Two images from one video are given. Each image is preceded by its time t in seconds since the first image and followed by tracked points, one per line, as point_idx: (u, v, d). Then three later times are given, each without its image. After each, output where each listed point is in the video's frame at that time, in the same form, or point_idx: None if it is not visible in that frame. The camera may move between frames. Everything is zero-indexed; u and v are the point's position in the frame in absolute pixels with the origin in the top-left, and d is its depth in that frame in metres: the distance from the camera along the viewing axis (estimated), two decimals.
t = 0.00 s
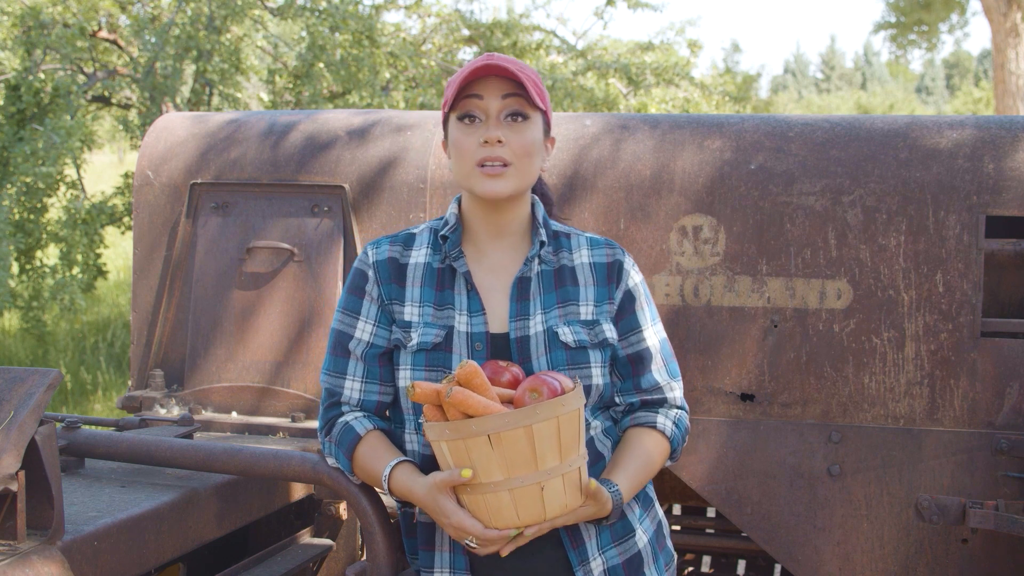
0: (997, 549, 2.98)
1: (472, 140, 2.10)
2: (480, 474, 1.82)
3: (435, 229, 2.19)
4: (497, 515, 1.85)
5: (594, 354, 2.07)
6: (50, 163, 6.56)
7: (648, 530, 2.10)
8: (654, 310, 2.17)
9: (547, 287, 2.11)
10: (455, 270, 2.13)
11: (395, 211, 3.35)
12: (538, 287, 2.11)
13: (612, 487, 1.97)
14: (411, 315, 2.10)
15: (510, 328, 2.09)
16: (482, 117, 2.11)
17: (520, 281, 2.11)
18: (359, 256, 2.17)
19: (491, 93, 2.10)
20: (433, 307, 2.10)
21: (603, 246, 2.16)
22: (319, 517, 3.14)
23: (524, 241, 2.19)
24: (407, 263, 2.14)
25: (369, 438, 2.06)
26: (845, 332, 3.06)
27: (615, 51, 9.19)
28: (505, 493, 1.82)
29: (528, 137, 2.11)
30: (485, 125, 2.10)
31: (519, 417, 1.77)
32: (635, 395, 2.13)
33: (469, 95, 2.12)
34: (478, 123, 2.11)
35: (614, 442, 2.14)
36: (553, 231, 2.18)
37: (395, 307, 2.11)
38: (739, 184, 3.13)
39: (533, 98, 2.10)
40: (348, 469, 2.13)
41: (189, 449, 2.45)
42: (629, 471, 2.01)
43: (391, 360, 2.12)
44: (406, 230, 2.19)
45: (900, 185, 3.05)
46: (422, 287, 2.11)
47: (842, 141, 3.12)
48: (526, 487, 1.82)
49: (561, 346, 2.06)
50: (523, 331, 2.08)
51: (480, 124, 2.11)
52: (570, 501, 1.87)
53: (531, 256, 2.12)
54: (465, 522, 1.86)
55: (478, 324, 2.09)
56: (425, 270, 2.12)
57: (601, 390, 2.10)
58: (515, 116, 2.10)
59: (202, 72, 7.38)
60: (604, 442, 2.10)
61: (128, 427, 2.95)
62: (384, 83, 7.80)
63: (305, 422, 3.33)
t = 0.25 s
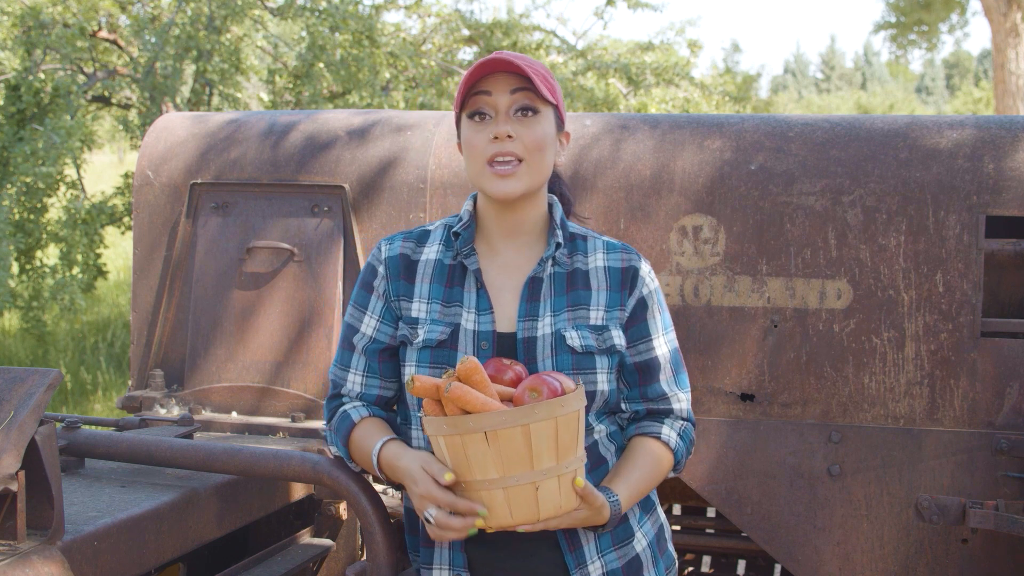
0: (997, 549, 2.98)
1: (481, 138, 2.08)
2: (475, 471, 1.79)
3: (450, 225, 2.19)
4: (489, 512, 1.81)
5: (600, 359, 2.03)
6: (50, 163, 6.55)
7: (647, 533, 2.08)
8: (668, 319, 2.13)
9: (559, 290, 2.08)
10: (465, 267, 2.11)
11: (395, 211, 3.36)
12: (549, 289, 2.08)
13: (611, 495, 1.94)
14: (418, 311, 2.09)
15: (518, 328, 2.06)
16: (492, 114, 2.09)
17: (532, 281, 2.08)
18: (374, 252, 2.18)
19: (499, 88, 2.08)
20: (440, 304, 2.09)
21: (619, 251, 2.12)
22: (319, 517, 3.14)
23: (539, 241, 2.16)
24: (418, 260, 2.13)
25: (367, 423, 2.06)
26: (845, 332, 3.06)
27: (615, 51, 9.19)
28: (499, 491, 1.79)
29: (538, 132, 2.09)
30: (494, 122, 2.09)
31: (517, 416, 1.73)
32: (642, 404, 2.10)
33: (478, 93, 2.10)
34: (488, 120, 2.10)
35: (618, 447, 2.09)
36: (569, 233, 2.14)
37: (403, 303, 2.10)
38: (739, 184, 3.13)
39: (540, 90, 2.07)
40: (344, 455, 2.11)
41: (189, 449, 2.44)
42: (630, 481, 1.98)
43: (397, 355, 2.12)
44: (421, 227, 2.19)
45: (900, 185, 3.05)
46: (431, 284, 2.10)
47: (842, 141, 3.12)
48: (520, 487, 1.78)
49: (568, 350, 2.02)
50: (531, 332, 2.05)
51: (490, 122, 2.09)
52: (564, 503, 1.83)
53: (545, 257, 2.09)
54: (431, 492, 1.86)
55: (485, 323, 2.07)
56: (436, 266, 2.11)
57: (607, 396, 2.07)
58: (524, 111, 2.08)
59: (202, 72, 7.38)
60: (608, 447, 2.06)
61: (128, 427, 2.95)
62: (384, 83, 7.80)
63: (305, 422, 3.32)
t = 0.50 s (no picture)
0: (997, 549, 2.98)
1: (490, 157, 2.04)
2: (462, 470, 1.76)
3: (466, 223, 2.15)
4: (475, 511, 1.78)
5: (604, 367, 1.96)
6: (50, 163, 6.55)
7: (648, 538, 2.04)
8: (682, 330, 2.03)
9: (569, 293, 2.01)
10: (475, 266, 2.07)
11: (395, 211, 3.36)
12: (559, 292, 2.01)
13: (604, 504, 1.89)
14: (425, 307, 2.05)
15: (524, 330, 1.99)
16: (498, 130, 2.04)
17: (542, 283, 2.01)
18: (389, 246, 2.16)
19: (500, 106, 2.02)
20: (448, 301, 2.04)
21: (636, 256, 2.03)
22: (319, 517, 3.14)
23: (554, 242, 2.10)
24: (430, 256, 2.10)
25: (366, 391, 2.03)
26: (845, 332, 3.06)
27: (615, 51, 9.20)
28: (486, 492, 1.76)
29: (545, 144, 2.03)
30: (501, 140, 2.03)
31: (507, 418, 1.72)
32: (648, 414, 2.02)
33: (480, 111, 2.05)
34: (494, 137, 2.05)
35: (621, 454, 2.03)
36: (586, 237, 2.06)
37: (410, 299, 2.06)
38: (739, 184, 3.13)
39: (543, 105, 2.00)
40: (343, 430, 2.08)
41: (189, 449, 2.43)
42: (628, 491, 1.92)
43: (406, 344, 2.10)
44: (438, 224, 2.16)
45: (900, 185, 3.05)
46: (441, 280, 2.06)
47: (842, 141, 3.12)
48: (508, 489, 1.75)
49: (571, 356, 1.95)
50: (536, 335, 1.98)
51: (496, 140, 2.05)
52: (553, 510, 1.79)
53: (558, 260, 2.03)
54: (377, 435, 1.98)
55: (491, 322, 2.02)
56: (447, 263, 2.08)
57: (611, 404, 1.99)
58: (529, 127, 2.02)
59: (202, 72, 7.38)
60: (609, 453, 1.99)
61: (128, 427, 2.95)
62: (384, 83, 7.81)
63: (305, 422, 3.32)
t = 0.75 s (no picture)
0: (997, 549, 2.98)
1: (496, 150, 2.03)
2: (464, 469, 1.76)
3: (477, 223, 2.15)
4: (474, 511, 1.77)
5: (608, 372, 1.96)
6: (50, 163, 6.55)
7: (649, 542, 2.04)
8: (692, 336, 2.02)
9: (575, 296, 2.01)
10: (482, 266, 2.07)
11: (395, 211, 3.36)
12: (565, 295, 2.01)
13: (604, 509, 1.89)
14: (432, 306, 2.05)
15: (529, 331, 1.98)
16: (506, 124, 2.03)
17: (548, 285, 2.01)
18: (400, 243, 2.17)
19: (509, 100, 2.01)
20: (453, 300, 2.04)
21: (644, 260, 2.02)
22: (318, 517, 3.14)
23: (562, 245, 2.10)
24: (439, 255, 2.10)
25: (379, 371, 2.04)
26: (845, 332, 3.06)
27: (615, 51, 9.20)
28: (486, 493, 1.75)
29: (552, 140, 2.01)
30: (508, 134, 2.02)
31: (511, 418, 1.72)
32: (653, 420, 2.01)
33: (490, 104, 2.04)
34: (503, 131, 2.04)
35: (624, 458, 2.03)
36: (595, 240, 2.06)
37: (418, 297, 2.07)
38: (739, 184, 3.13)
39: (551, 99, 1.98)
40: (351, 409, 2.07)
41: (189, 449, 2.43)
42: (629, 496, 1.92)
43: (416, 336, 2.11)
44: (449, 222, 2.16)
45: (900, 185, 3.05)
46: (448, 279, 2.06)
47: (842, 141, 3.12)
48: (509, 489, 1.75)
49: (574, 360, 1.95)
50: (540, 337, 1.98)
51: (503, 133, 2.03)
52: (552, 512, 1.79)
53: (565, 262, 2.02)
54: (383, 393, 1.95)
55: (495, 322, 2.01)
56: (455, 262, 2.07)
57: (615, 409, 1.99)
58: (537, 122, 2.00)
59: (202, 72, 7.38)
60: (612, 456, 2.00)
61: (128, 427, 2.95)
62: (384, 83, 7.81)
63: (304, 422, 3.31)
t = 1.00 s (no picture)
0: (997, 549, 2.98)
1: (504, 141, 2.02)
2: (476, 465, 1.74)
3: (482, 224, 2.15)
4: (485, 507, 1.76)
5: (613, 374, 1.96)
6: (50, 163, 6.55)
7: (652, 543, 2.04)
8: (696, 336, 2.02)
9: (579, 297, 2.00)
10: (487, 267, 2.07)
11: (395, 211, 3.37)
12: (570, 296, 2.00)
13: (609, 510, 1.88)
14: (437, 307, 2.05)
15: (534, 333, 1.98)
16: (519, 117, 2.03)
17: (552, 286, 2.01)
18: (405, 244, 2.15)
19: (526, 94, 2.01)
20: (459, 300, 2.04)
21: (648, 261, 2.02)
22: (318, 517, 3.14)
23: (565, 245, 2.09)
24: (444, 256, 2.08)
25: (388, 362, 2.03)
26: (845, 332, 3.06)
27: (615, 51, 9.19)
28: (498, 489, 1.74)
29: (562, 139, 2.00)
30: (518, 126, 2.01)
31: (525, 415, 1.71)
32: (657, 421, 2.01)
33: (506, 96, 2.04)
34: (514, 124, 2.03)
35: (628, 459, 2.03)
36: (600, 240, 2.05)
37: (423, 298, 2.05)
38: (739, 184, 3.13)
39: (566, 97, 1.97)
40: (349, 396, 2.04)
41: (189, 449, 2.43)
42: (634, 497, 1.92)
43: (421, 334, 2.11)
44: (455, 224, 2.16)
45: (899, 185, 3.05)
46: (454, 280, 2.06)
47: (842, 141, 3.12)
48: (521, 487, 1.74)
49: (580, 362, 1.94)
50: (545, 339, 1.98)
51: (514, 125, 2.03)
52: (563, 510, 1.79)
53: (569, 263, 2.01)
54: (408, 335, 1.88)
55: (501, 323, 2.01)
56: (461, 264, 2.08)
57: (619, 410, 1.99)
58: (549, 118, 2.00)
59: (202, 72, 7.37)
60: (616, 457, 1.99)
61: (128, 427, 2.95)
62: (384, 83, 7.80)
63: (305, 422, 3.31)
